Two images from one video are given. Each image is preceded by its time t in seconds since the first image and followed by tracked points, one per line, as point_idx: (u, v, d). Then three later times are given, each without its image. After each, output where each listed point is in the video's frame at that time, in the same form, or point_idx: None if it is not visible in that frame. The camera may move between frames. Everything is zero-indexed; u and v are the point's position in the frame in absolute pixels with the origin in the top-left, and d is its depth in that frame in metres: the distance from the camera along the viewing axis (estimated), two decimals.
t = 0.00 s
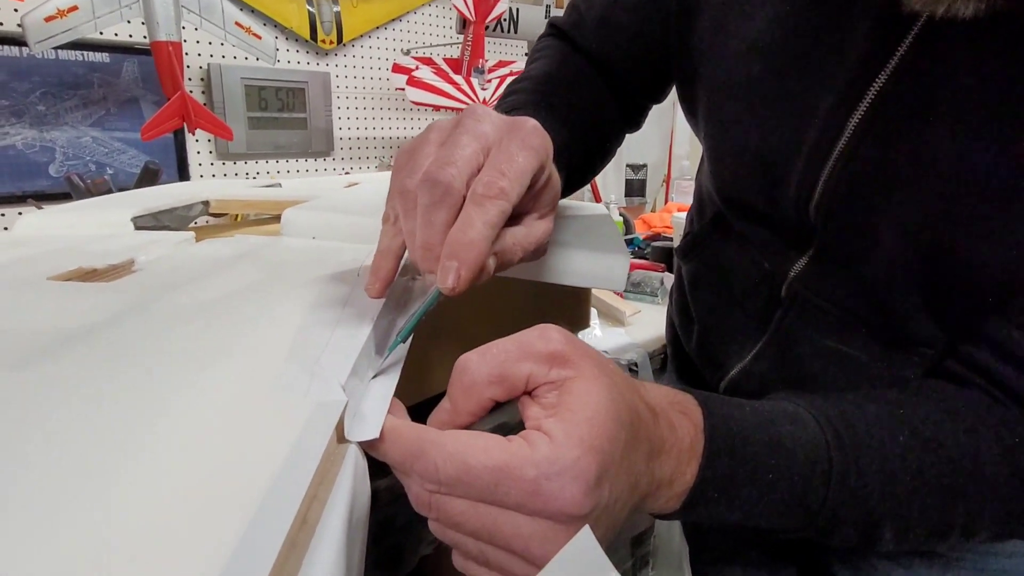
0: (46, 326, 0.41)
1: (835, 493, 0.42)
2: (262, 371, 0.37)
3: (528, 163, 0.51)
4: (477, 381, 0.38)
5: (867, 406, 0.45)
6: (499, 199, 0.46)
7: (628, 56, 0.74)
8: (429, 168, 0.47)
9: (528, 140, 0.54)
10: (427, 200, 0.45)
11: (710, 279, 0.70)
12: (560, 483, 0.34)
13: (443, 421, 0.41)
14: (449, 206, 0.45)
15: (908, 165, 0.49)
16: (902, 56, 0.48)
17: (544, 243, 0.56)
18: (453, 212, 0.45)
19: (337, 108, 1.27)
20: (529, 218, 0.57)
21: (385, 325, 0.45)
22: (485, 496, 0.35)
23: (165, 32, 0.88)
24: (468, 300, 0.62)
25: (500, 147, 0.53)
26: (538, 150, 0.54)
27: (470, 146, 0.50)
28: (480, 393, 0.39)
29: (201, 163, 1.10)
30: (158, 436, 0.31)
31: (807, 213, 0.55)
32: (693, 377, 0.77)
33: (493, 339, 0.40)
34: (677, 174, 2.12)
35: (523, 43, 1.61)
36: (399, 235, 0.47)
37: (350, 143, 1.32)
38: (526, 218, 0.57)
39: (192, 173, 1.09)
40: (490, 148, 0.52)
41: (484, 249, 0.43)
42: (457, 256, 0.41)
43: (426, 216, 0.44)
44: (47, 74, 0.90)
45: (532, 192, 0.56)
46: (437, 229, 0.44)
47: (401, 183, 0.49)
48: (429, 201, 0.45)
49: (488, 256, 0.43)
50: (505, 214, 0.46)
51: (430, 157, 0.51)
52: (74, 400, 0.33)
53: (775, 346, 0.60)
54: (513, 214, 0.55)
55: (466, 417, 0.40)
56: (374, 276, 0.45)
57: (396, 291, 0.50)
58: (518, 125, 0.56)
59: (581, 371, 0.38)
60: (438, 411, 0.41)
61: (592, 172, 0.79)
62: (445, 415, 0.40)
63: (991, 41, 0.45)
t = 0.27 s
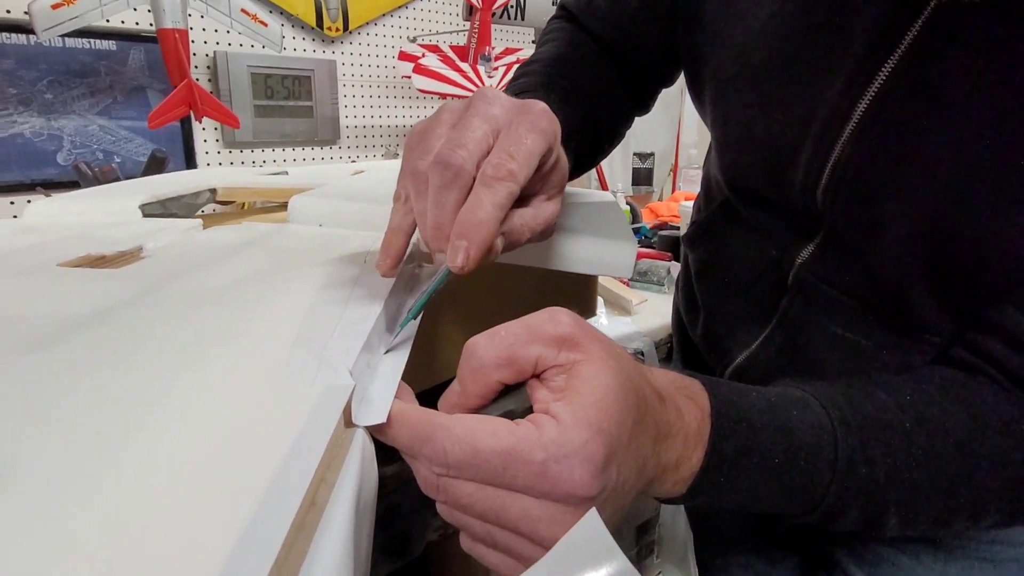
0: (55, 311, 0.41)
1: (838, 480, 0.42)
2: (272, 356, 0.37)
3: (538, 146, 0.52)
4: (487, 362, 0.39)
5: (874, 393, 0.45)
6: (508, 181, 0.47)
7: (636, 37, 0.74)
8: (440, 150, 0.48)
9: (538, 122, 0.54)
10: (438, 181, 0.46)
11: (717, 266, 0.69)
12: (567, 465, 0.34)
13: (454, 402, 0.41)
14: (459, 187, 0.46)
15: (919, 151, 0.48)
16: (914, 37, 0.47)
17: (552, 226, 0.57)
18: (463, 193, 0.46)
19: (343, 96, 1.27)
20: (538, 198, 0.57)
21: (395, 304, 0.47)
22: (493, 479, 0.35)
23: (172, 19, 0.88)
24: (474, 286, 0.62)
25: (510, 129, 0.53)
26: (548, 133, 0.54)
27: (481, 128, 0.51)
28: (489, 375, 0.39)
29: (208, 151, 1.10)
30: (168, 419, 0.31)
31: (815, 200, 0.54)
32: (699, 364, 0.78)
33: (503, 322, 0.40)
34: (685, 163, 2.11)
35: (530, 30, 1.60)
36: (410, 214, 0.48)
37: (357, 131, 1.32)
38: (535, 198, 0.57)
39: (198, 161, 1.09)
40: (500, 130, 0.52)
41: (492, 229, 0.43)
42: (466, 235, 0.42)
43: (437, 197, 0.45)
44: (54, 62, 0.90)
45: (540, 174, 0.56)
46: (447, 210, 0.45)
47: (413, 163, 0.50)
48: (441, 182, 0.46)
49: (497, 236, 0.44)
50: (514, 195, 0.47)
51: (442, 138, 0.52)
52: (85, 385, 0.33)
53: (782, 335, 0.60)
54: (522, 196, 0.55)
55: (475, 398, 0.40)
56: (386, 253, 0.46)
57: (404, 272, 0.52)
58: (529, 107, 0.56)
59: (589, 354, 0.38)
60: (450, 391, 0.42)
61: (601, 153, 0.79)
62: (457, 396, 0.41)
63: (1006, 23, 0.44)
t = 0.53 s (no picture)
0: (62, 308, 0.41)
1: (848, 477, 0.42)
2: (277, 354, 0.37)
3: (543, 138, 0.51)
4: (494, 358, 0.38)
5: (885, 390, 0.44)
6: (513, 173, 0.46)
7: (644, 23, 0.73)
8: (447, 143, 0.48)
9: (543, 115, 0.54)
10: (445, 173, 0.46)
11: (726, 261, 0.69)
12: (574, 463, 0.34)
13: (463, 397, 0.41)
14: (466, 179, 0.46)
15: (932, 144, 0.47)
16: (926, 27, 0.46)
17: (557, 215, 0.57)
18: (470, 185, 0.46)
19: (349, 89, 1.27)
20: (543, 189, 0.57)
21: (402, 294, 0.48)
22: (500, 476, 0.35)
23: (178, 13, 0.87)
24: (481, 281, 0.62)
25: (516, 121, 0.53)
26: (553, 125, 0.54)
27: (486, 121, 0.51)
28: (497, 371, 0.38)
29: (215, 145, 1.10)
30: (173, 418, 0.31)
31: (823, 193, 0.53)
32: (706, 359, 0.77)
33: (511, 318, 0.39)
34: (693, 155, 2.09)
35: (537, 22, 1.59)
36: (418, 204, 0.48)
37: (363, 125, 1.32)
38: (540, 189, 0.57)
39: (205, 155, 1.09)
40: (506, 122, 0.52)
41: (498, 221, 0.43)
42: (472, 227, 0.42)
43: (444, 189, 0.45)
44: (61, 57, 0.90)
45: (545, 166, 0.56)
46: (454, 201, 0.45)
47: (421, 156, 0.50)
48: (447, 173, 0.46)
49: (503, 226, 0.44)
50: (519, 188, 0.47)
51: (449, 130, 0.51)
52: (90, 383, 0.33)
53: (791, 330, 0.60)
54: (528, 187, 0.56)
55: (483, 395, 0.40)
56: (394, 241, 0.46)
57: (411, 263, 0.52)
58: (534, 99, 0.56)
59: (597, 350, 0.38)
60: (461, 389, 0.41)
61: (608, 141, 0.79)
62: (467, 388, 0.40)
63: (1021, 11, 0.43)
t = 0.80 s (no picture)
0: (67, 315, 0.42)
1: (847, 479, 0.42)
2: (278, 362, 0.37)
3: (543, 140, 0.52)
4: (494, 363, 0.39)
5: (885, 391, 0.44)
6: (513, 175, 0.47)
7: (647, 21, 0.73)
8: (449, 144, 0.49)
9: (543, 116, 0.54)
10: (447, 175, 0.46)
11: (727, 262, 0.69)
12: (573, 467, 0.34)
13: (465, 400, 0.41)
14: (468, 180, 0.47)
15: (931, 144, 0.47)
16: (922, 28, 0.46)
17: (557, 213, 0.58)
18: (471, 186, 0.47)
19: (351, 91, 1.27)
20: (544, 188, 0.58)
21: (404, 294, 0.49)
22: (500, 482, 0.35)
23: (180, 17, 0.88)
24: (483, 283, 0.62)
25: (516, 123, 0.53)
26: (553, 127, 0.54)
27: (487, 123, 0.51)
28: (498, 376, 0.39)
29: (218, 149, 1.10)
30: (175, 426, 0.31)
31: (821, 194, 0.53)
32: (707, 359, 0.77)
33: (512, 323, 0.40)
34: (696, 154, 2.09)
35: (539, 22, 1.59)
36: (421, 198, 0.48)
37: (366, 127, 1.32)
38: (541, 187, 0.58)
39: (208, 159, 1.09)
40: (507, 124, 0.53)
41: (498, 222, 0.44)
42: (473, 227, 0.42)
43: (446, 189, 0.46)
44: (65, 62, 0.91)
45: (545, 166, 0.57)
46: (456, 203, 0.46)
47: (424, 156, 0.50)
48: (450, 175, 0.46)
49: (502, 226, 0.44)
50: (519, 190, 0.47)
51: (451, 131, 0.52)
52: (93, 392, 0.34)
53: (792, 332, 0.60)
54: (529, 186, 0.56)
55: (484, 399, 0.40)
56: (396, 234, 0.46)
57: (411, 262, 0.53)
58: (534, 100, 0.56)
59: (596, 355, 0.38)
60: (462, 393, 0.41)
61: (610, 137, 0.79)
62: (468, 391, 0.40)
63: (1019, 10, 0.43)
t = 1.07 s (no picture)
0: (79, 307, 0.43)
1: (842, 464, 0.42)
2: (287, 350, 0.38)
3: (545, 129, 0.52)
4: (498, 347, 0.40)
5: (880, 379, 0.45)
6: (516, 163, 0.48)
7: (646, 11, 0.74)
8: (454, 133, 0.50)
9: (545, 106, 0.55)
10: (452, 163, 0.48)
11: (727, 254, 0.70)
12: (575, 448, 0.35)
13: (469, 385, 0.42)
14: (473, 168, 0.48)
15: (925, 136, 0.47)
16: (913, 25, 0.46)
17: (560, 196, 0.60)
18: (476, 174, 0.48)
19: (355, 90, 1.28)
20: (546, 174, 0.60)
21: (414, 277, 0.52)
22: (503, 462, 0.36)
23: (186, 17, 0.89)
24: (486, 273, 0.62)
25: (519, 112, 0.54)
26: (554, 116, 0.55)
27: (491, 112, 0.52)
28: (502, 360, 0.40)
29: (223, 147, 1.11)
30: (186, 410, 0.32)
31: (816, 186, 0.54)
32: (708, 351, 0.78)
33: (517, 308, 0.41)
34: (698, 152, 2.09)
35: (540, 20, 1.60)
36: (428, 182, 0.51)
37: (369, 125, 1.33)
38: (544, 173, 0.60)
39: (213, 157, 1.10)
40: (510, 113, 0.53)
41: (500, 209, 0.45)
42: (477, 213, 0.44)
43: (452, 177, 0.48)
44: (70, 62, 0.92)
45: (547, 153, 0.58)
46: (462, 190, 0.47)
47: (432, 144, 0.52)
48: (455, 164, 0.48)
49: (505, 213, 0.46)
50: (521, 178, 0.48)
51: (457, 120, 0.53)
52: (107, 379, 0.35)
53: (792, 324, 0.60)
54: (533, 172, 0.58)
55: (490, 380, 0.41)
56: (400, 216, 0.47)
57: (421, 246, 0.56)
58: (536, 90, 0.57)
59: (598, 339, 0.39)
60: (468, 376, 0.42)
61: (614, 124, 0.81)
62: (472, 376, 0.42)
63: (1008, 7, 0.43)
